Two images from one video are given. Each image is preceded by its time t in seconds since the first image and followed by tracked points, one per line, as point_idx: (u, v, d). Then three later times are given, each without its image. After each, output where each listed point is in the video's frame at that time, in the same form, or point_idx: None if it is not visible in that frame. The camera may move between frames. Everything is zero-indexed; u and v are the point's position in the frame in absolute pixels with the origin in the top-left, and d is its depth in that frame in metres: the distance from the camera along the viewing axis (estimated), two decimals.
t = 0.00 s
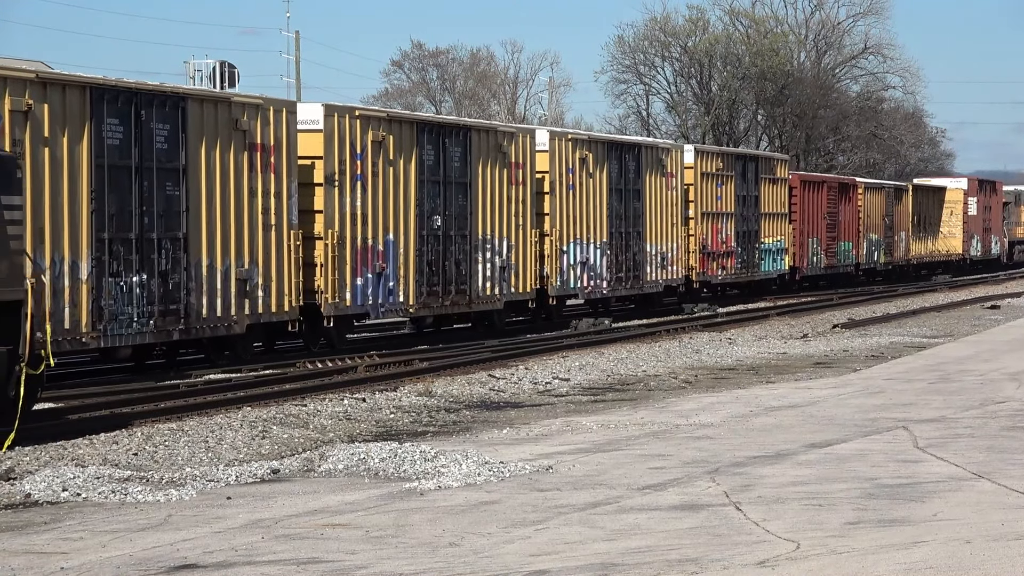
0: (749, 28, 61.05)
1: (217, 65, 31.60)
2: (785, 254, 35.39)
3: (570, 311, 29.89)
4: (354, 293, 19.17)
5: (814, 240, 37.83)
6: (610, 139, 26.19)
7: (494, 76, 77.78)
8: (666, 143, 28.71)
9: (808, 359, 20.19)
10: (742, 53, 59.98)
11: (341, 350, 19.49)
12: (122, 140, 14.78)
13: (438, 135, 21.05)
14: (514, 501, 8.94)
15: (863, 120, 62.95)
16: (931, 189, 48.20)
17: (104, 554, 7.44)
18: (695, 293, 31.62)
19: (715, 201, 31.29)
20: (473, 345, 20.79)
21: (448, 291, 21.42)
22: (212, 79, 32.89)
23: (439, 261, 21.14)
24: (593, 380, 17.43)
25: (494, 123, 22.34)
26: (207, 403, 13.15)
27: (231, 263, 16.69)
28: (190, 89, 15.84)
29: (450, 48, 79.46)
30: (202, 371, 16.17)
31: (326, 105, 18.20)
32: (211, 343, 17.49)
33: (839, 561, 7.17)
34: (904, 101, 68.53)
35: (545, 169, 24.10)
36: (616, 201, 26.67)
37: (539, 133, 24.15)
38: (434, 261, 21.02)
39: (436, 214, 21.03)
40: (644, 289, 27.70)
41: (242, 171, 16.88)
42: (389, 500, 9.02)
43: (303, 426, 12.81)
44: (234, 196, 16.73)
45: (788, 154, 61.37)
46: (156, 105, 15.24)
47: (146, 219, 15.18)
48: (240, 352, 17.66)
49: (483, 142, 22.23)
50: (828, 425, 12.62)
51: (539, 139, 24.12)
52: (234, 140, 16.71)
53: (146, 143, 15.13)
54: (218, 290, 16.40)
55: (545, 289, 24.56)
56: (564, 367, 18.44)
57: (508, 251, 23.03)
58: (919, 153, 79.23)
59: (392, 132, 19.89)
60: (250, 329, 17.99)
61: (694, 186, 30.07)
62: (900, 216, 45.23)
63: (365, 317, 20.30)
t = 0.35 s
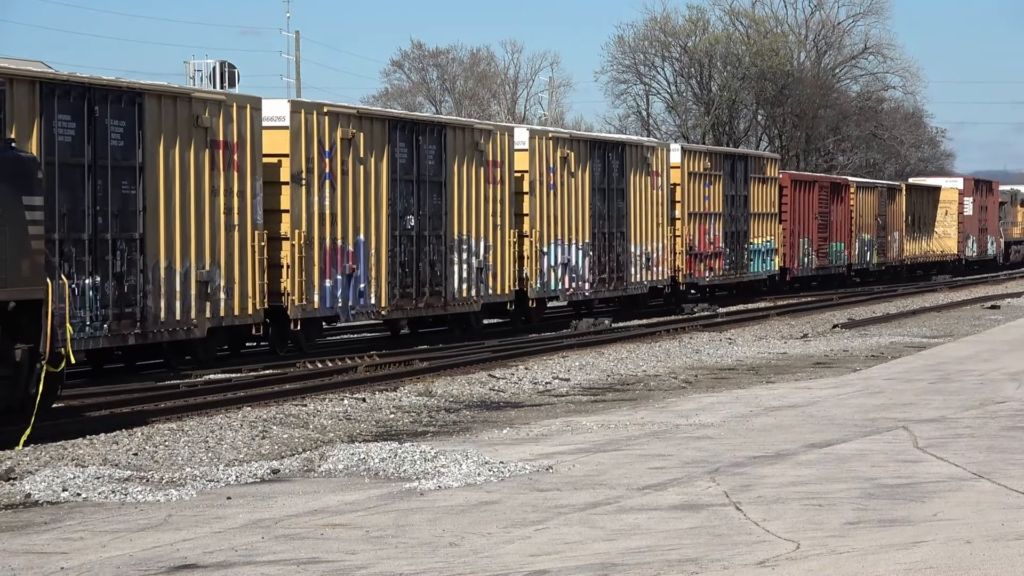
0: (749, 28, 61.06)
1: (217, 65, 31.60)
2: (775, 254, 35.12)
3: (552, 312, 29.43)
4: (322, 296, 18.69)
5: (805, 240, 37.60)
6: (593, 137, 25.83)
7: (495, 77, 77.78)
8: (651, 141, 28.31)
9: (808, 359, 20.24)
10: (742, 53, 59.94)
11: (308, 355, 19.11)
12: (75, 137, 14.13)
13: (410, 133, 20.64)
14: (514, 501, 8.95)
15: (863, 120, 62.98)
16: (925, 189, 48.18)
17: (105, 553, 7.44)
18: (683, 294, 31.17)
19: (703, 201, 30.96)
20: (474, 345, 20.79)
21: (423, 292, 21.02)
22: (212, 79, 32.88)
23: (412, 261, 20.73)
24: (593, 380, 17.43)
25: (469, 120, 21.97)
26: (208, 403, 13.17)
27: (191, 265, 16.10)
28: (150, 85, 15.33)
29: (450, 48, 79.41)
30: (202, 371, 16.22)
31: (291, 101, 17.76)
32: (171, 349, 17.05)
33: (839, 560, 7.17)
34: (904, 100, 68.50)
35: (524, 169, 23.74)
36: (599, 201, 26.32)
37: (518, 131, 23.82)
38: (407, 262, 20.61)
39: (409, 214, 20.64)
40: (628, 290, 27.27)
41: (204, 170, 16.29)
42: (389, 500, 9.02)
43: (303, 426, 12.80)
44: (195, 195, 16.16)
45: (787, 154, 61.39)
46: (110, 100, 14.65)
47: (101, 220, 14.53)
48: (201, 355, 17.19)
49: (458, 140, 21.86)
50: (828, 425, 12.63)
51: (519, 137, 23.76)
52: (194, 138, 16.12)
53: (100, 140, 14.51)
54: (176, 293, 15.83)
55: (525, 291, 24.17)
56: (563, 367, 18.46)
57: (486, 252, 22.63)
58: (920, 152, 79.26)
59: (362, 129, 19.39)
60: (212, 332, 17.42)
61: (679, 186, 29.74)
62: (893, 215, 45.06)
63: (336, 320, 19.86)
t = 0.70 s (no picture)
0: (749, 28, 61.00)
1: (217, 66, 31.56)
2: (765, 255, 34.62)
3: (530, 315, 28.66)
4: (288, 299, 17.91)
5: (796, 240, 37.15)
6: (576, 135, 25.15)
7: (494, 77, 77.75)
8: (636, 139, 27.62)
9: (808, 359, 20.28)
10: (742, 53, 59.83)
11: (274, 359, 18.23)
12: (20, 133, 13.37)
13: (382, 130, 19.85)
14: (513, 501, 8.94)
15: (863, 121, 63.06)
16: (919, 189, 48.14)
17: (105, 554, 7.44)
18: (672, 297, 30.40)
19: (690, 200, 30.33)
20: (474, 345, 20.78)
21: (395, 294, 20.23)
22: (211, 79, 32.84)
23: (384, 262, 19.97)
24: (593, 380, 17.43)
25: (444, 118, 21.24)
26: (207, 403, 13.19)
27: (148, 267, 15.29)
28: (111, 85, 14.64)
29: (450, 48, 79.33)
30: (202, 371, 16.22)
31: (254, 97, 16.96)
32: (128, 353, 16.27)
33: (839, 560, 7.17)
34: (904, 100, 68.42)
35: (501, 168, 23.01)
36: (581, 200, 25.61)
37: (496, 129, 23.05)
38: (378, 263, 19.83)
39: (380, 213, 19.87)
40: (611, 292, 26.57)
41: (161, 169, 15.50)
42: (389, 500, 9.02)
43: (303, 425, 12.81)
44: (152, 195, 15.36)
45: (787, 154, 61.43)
46: (60, 96, 13.87)
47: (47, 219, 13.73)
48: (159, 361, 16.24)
49: (431, 138, 21.10)
50: (827, 425, 12.64)
51: (496, 135, 22.97)
52: (152, 136, 15.33)
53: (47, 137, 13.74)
54: (131, 296, 15.03)
55: (503, 293, 23.53)
56: (563, 367, 18.47)
57: (461, 253, 21.89)
58: (920, 152, 79.29)
59: (330, 126, 18.63)
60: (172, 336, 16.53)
61: (666, 185, 29.08)
62: (887, 216, 44.75)
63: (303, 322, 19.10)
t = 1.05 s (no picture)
0: (749, 28, 60.98)
1: (217, 66, 31.57)
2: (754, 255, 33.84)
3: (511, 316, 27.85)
4: (252, 301, 17.15)
5: (787, 240, 36.44)
6: (558, 132, 24.52)
7: (495, 77, 77.73)
8: (620, 137, 26.92)
9: (808, 359, 20.32)
10: (742, 53, 59.75)
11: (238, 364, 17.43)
12: None
13: (352, 127, 19.07)
14: (513, 502, 8.94)
15: (863, 121, 63.22)
16: (913, 189, 47.92)
17: (105, 554, 7.44)
18: (656, 298, 30.04)
19: (675, 199, 29.59)
20: (475, 345, 20.78)
21: (365, 297, 19.47)
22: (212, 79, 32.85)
23: (354, 263, 19.21)
24: (593, 380, 17.43)
25: (417, 114, 20.47)
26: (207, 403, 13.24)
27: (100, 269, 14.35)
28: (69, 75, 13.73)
29: (450, 48, 79.27)
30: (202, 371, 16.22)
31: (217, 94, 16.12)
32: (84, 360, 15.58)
33: (839, 561, 7.17)
34: (904, 101, 68.46)
35: (478, 166, 22.37)
36: (562, 199, 24.95)
37: (472, 126, 22.35)
38: (347, 264, 19.07)
39: (350, 213, 19.09)
40: (594, 294, 25.95)
41: (115, 167, 14.61)
42: (389, 500, 9.02)
43: (303, 425, 12.81)
44: (108, 194, 14.48)
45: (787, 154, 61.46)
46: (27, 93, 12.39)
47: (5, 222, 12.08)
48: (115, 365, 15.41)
49: (404, 135, 20.29)
50: (827, 425, 12.63)
51: (472, 132, 22.35)
52: (107, 133, 14.42)
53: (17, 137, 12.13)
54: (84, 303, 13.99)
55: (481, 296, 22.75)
56: (563, 367, 18.47)
57: (436, 253, 21.14)
58: (920, 152, 79.29)
59: (296, 123, 17.83)
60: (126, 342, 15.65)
61: (650, 184, 28.44)
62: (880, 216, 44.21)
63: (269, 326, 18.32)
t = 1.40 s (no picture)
0: (749, 28, 60.93)
1: (216, 66, 31.56)
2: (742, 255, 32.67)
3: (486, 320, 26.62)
4: (212, 305, 16.01)
5: (775, 240, 35.23)
6: (536, 130, 23.49)
7: (494, 77, 77.69)
8: (602, 135, 25.73)
9: (808, 359, 20.35)
10: (742, 53, 59.69)
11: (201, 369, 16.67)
12: None
13: (321, 124, 17.83)
14: (513, 502, 8.94)
15: (863, 121, 63.33)
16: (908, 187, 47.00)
17: (105, 554, 7.44)
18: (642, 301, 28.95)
19: (661, 199, 28.43)
20: (474, 345, 20.77)
21: (334, 299, 18.30)
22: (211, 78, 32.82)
23: (322, 265, 18.04)
24: (593, 380, 17.43)
25: (389, 110, 19.30)
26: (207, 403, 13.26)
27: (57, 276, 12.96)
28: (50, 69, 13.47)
29: (450, 48, 79.24)
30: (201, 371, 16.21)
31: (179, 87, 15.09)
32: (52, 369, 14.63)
33: (839, 560, 7.17)
34: (904, 100, 68.43)
35: (453, 165, 21.35)
36: (542, 199, 23.85)
37: (447, 124, 21.26)
38: (315, 265, 17.88)
39: (318, 212, 17.88)
40: (577, 296, 24.77)
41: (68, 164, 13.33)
42: (389, 500, 9.02)
43: (303, 426, 12.80)
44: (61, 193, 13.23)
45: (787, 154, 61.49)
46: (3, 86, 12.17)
47: None
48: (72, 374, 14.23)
49: (376, 133, 19.13)
50: (827, 425, 12.64)
51: (446, 131, 21.29)
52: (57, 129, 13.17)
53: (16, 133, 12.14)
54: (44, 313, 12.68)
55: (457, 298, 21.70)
56: (563, 367, 18.48)
57: (409, 254, 20.05)
58: (920, 152, 79.40)
59: (262, 120, 16.66)
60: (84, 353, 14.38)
61: (635, 183, 27.27)
62: (872, 215, 43.16)
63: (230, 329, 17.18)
